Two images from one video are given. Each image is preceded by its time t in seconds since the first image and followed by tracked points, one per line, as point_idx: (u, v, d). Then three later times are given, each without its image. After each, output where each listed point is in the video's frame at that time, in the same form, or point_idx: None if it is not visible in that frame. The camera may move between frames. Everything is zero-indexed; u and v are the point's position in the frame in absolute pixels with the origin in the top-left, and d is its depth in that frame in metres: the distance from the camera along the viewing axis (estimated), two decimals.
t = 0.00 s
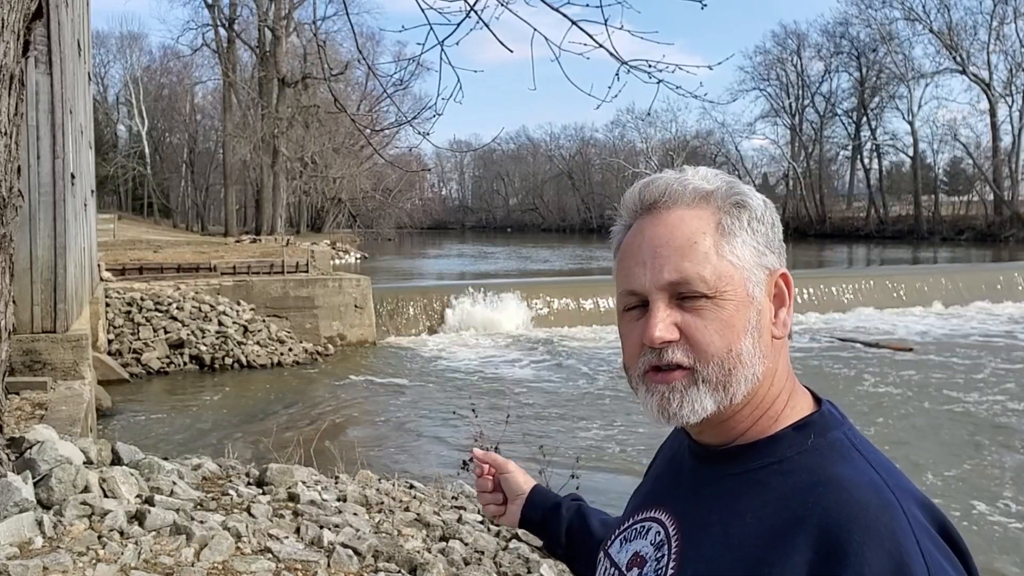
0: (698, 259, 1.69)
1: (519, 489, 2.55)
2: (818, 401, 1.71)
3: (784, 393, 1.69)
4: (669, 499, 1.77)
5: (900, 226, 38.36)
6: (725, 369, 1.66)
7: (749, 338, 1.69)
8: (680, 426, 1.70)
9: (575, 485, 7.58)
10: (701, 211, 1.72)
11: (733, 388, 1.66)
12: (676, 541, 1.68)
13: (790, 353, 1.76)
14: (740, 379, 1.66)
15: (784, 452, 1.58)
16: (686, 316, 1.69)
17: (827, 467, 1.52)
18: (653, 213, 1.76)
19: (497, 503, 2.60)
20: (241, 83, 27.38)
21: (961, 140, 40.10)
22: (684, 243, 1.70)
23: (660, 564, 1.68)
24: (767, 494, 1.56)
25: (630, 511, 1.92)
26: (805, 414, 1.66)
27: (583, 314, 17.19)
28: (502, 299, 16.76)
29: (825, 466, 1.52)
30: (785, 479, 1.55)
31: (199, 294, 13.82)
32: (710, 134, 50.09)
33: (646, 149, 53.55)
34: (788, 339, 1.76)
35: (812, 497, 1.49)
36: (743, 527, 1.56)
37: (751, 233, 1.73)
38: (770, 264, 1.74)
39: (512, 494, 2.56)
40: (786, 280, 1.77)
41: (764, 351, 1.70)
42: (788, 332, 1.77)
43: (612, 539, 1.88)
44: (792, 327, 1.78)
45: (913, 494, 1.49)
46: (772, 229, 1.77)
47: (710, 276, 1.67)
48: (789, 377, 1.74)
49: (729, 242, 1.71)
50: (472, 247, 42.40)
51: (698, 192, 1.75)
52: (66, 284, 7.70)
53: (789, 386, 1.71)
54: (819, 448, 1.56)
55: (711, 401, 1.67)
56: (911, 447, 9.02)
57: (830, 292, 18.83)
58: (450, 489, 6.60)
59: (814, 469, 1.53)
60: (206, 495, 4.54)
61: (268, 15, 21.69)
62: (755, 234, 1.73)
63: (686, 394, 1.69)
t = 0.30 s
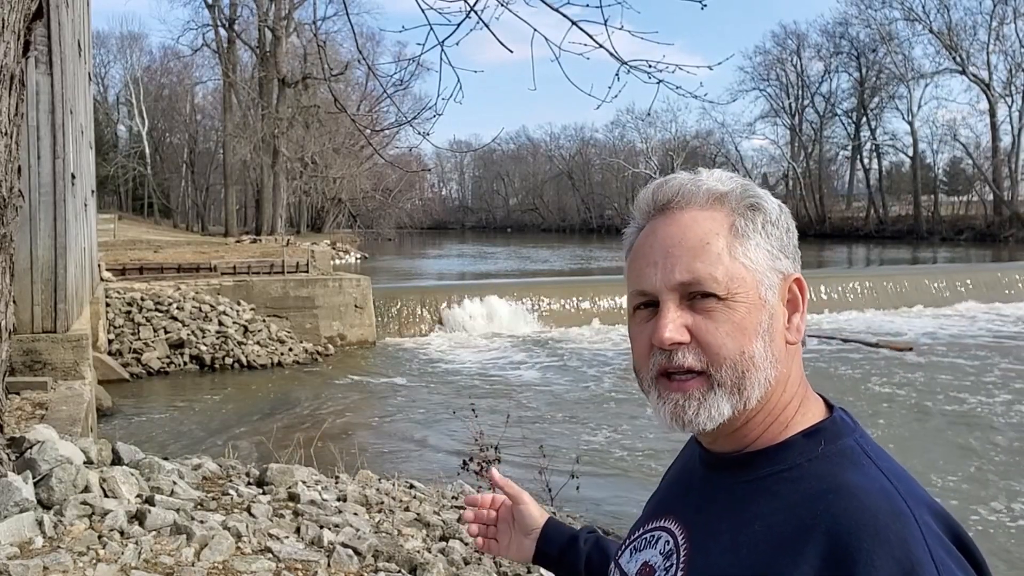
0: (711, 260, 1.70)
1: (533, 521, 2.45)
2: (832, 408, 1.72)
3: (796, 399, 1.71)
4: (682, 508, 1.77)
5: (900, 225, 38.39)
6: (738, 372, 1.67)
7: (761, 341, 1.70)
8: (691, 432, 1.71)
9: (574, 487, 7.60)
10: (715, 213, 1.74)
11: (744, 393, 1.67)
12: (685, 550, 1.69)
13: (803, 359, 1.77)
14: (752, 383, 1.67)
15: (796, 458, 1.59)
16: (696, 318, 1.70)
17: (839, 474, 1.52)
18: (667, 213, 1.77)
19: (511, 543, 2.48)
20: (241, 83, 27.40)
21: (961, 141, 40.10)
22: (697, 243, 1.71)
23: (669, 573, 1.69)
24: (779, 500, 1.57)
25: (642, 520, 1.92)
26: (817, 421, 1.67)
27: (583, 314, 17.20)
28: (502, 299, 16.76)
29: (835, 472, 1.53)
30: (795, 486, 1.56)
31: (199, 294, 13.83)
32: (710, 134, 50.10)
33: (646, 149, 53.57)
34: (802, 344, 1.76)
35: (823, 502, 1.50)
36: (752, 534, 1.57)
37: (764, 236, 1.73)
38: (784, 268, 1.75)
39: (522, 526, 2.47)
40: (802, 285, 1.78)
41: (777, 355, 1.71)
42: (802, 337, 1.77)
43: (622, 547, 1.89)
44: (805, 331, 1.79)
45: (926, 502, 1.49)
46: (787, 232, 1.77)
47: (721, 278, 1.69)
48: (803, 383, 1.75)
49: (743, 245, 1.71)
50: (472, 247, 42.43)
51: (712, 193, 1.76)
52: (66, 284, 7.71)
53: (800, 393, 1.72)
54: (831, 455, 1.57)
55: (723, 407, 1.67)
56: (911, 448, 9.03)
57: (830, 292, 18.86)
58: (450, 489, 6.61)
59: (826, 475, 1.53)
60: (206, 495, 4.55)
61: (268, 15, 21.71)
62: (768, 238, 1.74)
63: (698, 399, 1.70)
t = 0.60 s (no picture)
0: (728, 268, 1.71)
1: (541, 506, 2.46)
2: (846, 413, 1.73)
3: (812, 404, 1.72)
4: (693, 509, 1.79)
5: (900, 226, 38.42)
6: (754, 381, 1.68)
7: (778, 349, 1.71)
8: (705, 436, 1.72)
9: (573, 487, 7.64)
10: (731, 219, 1.74)
11: (759, 402, 1.68)
12: (696, 551, 1.71)
13: (817, 362, 1.78)
14: (769, 392, 1.68)
15: (811, 463, 1.61)
16: (712, 327, 1.71)
17: (856, 479, 1.54)
18: (681, 220, 1.77)
19: (517, 526, 2.49)
20: (241, 84, 27.40)
21: (961, 141, 40.12)
22: (712, 251, 1.72)
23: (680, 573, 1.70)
24: (793, 506, 1.58)
25: (652, 517, 1.93)
26: (833, 425, 1.68)
27: (583, 314, 17.23)
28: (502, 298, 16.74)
29: (852, 477, 1.54)
30: (812, 491, 1.57)
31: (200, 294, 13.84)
32: (710, 134, 50.12)
33: (646, 149, 53.56)
34: (817, 349, 1.78)
35: (840, 508, 1.51)
36: (766, 537, 1.59)
37: (781, 241, 1.74)
38: (800, 273, 1.76)
39: (530, 511, 2.48)
40: (816, 290, 1.79)
41: (793, 362, 1.72)
42: (817, 341, 1.79)
43: (631, 545, 1.91)
44: (820, 336, 1.80)
45: (942, 507, 1.51)
46: (802, 239, 1.78)
47: (739, 286, 1.69)
48: (817, 388, 1.77)
49: (759, 252, 1.72)
50: (472, 248, 42.47)
51: (727, 199, 1.77)
52: (66, 284, 7.72)
53: (816, 397, 1.73)
54: (848, 460, 1.58)
55: (739, 416, 1.68)
56: (910, 449, 9.05)
57: (830, 292, 18.89)
58: (450, 489, 6.62)
59: (843, 481, 1.55)
60: (206, 495, 4.55)
61: (268, 16, 21.74)
62: (784, 243, 1.75)
63: (713, 409, 1.71)
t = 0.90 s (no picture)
0: (735, 277, 1.69)
1: (534, 516, 2.45)
2: (852, 415, 1.74)
3: (818, 407, 1.72)
4: (697, 510, 1.78)
5: (900, 226, 38.42)
6: (763, 390, 1.67)
7: (785, 356, 1.70)
8: (710, 443, 1.72)
9: (574, 487, 7.64)
10: (738, 226, 1.73)
11: (767, 410, 1.67)
12: (703, 552, 1.70)
13: (823, 365, 1.78)
14: (776, 399, 1.67)
15: (820, 467, 1.60)
16: (720, 336, 1.69)
17: (867, 484, 1.53)
18: (686, 227, 1.76)
19: (510, 536, 2.48)
20: (241, 84, 27.39)
21: (961, 141, 40.12)
22: (719, 259, 1.70)
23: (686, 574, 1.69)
24: (803, 509, 1.57)
25: (655, 517, 1.93)
26: (840, 429, 1.68)
27: (583, 314, 17.22)
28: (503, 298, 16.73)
29: (861, 481, 1.54)
30: (822, 495, 1.56)
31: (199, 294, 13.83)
32: (710, 134, 50.12)
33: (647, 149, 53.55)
34: (822, 353, 1.77)
35: (851, 513, 1.51)
36: (775, 541, 1.58)
37: (786, 246, 1.73)
38: (804, 277, 1.76)
39: (523, 520, 2.47)
40: (820, 292, 1.79)
41: (800, 367, 1.71)
42: (822, 346, 1.78)
43: (635, 544, 1.90)
44: (825, 339, 1.80)
45: (949, 512, 1.51)
46: (809, 244, 1.77)
47: (745, 295, 1.68)
48: (822, 391, 1.76)
49: (766, 259, 1.71)
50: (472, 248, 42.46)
51: (733, 205, 1.75)
52: (66, 284, 7.72)
53: (821, 400, 1.73)
54: (857, 464, 1.58)
55: (745, 422, 1.68)
56: (911, 450, 9.02)
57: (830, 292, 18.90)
58: (451, 489, 6.61)
59: (852, 485, 1.54)
60: (206, 495, 4.55)
61: (268, 15, 21.74)
62: (790, 247, 1.74)
63: (721, 416, 1.71)
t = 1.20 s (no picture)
0: (735, 276, 1.69)
1: (537, 512, 2.45)
2: (850, 414, 1.73)
3: (816, 406, 1.71)
4: (695, 506, 1.78)
5: (900, 226, 38.41)
6: (761, 389, 1.67)
7: (785, 356, 1.70)
8: (709, 445, 1.72)
9: (574, 487, 7.63)
10: (738, 227, 1.72)
11: (767, 408, 1.67)
12: (702, 547, 1.70)
13: (821, 365, 1.78)
14: (774, 398, 1.67)
15: (817, 467, 1.60)
16: (719, 336, 1.69)
17: (864, 483, 1.53)
18: (687, 226, 1.75)
19: (513, 532, 2.48)
20: (241, 84, 27.41)
21: (961, 140, 40.09)
22: (720, 259, 1.70)
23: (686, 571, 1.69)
24: (802, 508, 1.57)
25: (653, 513, 1.93)
26: (836, 427, 1.68)
27: (583, 314, 17.23)
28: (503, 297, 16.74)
29: (860, 483, 1.53)
30: (819, 494, 1.56)
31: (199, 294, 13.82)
32: (710, 134, 50.10)
33: (647, 149, 53.57)
34: (822, 352, 1.77)
35: (846, 514, 1.51)
36: (774, 538, 1.58)
37: (785, 246, 1.73)
38: (806, 276, 1.75)
39: (527, 517, 2.46)
40: (820, 292, 1.79)
41: (799, 366, 1.72)
42: (821, 345, 1.78)
43: (635, 537, 1.90)
44: (825, 339, 1.79)
45: (946, 512, 1.51)
46: (810, 244, 1.77)
47: (746, 295, 1.67)
48: (822, 389, 1.76)
49: (766, 258, 1.71)
50: (472, 248, 42.43)
51: (735, 204, 1.74)
52: (66, 284, 7.72)
53: (820, 397, 1.73)
54: (853, 464, 1.57)
55: (745, 423, 1.67)
56: (910, 451, 9.01)
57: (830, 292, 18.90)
58: (451, 489, 6.61)
59: (850, 484, 1.54)
60: (206, 495, 4.54)
61: (268, 16, 21.75)
62: (791, 246, 1.74)
63: (719, 414, 1.70)
